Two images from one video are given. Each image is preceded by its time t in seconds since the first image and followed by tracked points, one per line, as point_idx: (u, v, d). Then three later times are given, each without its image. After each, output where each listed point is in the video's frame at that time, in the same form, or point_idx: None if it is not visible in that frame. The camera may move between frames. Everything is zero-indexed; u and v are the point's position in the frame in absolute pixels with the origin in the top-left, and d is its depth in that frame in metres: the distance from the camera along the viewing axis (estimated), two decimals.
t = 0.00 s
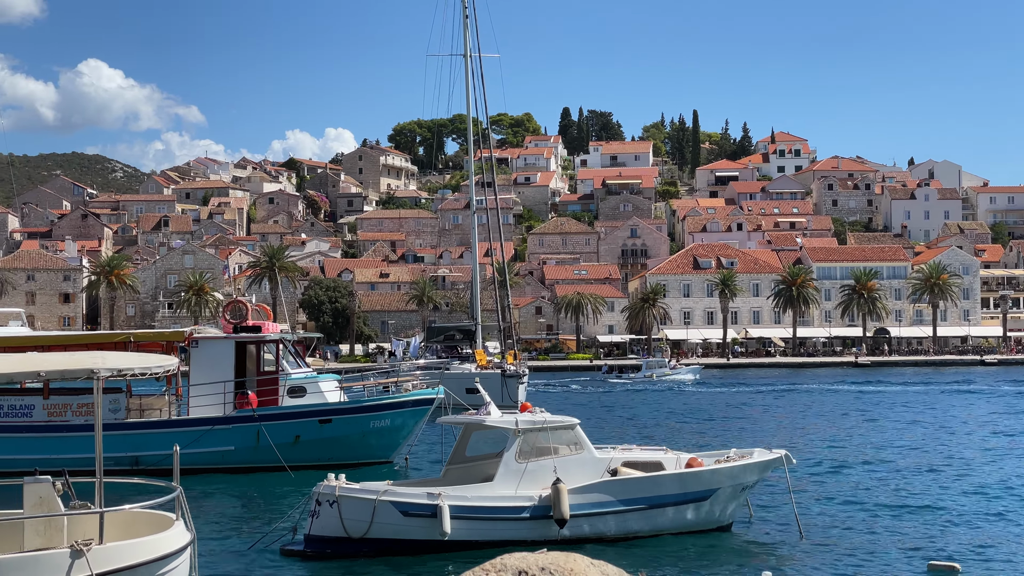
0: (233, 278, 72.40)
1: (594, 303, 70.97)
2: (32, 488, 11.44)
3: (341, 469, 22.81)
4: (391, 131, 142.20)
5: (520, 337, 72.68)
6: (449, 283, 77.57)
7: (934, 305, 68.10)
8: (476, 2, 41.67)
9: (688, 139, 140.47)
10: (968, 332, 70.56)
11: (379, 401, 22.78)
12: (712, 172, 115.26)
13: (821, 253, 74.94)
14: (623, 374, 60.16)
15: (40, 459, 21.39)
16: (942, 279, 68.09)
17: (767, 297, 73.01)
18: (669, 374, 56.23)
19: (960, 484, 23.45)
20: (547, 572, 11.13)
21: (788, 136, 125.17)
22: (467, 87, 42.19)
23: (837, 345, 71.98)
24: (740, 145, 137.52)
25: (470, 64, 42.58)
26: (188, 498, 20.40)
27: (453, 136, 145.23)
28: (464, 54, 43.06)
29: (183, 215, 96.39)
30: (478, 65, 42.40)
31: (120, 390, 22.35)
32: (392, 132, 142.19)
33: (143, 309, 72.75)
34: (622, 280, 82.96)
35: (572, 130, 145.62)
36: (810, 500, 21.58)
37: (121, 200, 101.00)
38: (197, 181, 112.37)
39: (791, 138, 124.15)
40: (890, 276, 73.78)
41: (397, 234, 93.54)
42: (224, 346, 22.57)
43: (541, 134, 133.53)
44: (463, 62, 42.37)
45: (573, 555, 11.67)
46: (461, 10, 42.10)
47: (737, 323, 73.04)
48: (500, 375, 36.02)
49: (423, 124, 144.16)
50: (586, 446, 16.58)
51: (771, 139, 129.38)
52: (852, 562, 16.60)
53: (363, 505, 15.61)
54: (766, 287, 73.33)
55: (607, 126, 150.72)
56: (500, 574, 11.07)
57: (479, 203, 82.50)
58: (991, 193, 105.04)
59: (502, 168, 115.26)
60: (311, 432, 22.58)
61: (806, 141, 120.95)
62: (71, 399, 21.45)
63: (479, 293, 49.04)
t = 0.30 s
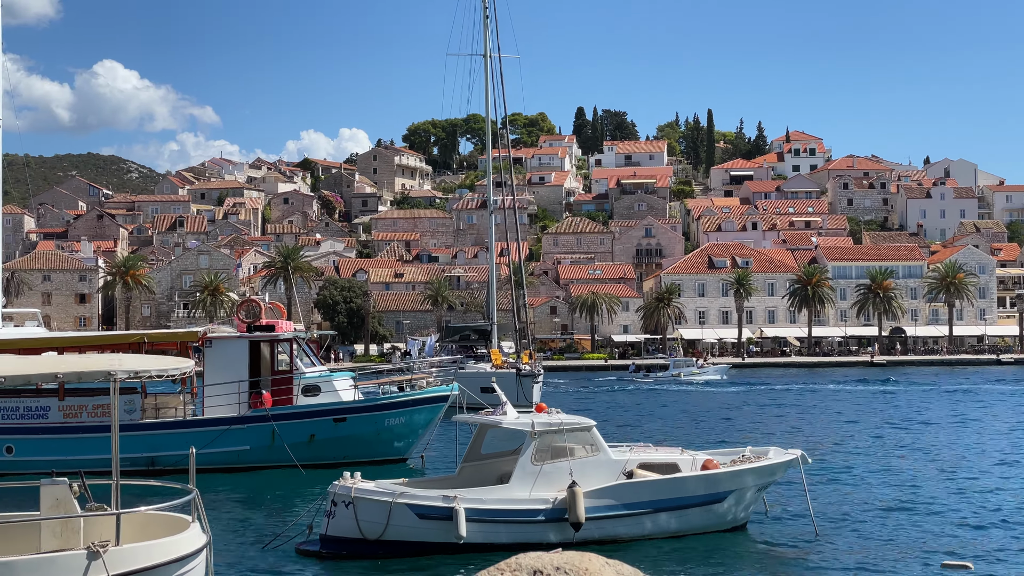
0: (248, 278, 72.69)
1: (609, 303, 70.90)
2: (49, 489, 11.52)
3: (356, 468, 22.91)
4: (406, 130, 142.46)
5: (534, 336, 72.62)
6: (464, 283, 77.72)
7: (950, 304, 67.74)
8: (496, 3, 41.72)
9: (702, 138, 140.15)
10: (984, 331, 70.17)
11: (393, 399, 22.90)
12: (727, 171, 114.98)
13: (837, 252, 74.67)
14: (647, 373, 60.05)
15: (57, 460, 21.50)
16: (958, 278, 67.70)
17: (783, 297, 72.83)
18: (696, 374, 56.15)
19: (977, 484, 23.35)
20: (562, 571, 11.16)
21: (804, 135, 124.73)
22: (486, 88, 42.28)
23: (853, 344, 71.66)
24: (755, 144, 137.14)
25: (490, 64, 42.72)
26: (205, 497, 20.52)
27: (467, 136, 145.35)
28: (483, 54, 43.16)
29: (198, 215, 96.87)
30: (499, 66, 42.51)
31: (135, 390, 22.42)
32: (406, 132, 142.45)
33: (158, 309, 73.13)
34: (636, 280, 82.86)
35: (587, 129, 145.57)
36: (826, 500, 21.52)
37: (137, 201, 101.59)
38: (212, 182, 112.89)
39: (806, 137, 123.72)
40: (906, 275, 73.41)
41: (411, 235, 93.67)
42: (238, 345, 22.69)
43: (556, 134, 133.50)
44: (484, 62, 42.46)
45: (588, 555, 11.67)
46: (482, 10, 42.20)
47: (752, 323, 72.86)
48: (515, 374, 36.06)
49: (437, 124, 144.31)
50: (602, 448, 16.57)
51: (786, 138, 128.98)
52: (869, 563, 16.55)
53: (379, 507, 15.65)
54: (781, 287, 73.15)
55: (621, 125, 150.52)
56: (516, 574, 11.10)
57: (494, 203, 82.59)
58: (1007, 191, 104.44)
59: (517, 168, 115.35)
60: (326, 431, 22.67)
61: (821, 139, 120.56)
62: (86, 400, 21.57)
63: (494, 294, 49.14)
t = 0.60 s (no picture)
0: (263, 278, 73.00)
1: (623, 303, 70.92)
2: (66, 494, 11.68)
3: (370, 468, 23.04)
4: (420, 131, 142.69)
5: (549, 336, 72.65)
6: (478, 283, 77.84)
7: (966, 303, 67.43)
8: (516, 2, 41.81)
9: (717, 137, 139.83)
10: (1000, 330, 69.84)
11: (407, 398, 23.02)
12: (741, 170, 114.76)
13: (851, 251, 74.42)
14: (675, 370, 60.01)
15: (73, 461, 21.66)
16: (974, 277, 67.35)
17: (797, 296, 72.68)
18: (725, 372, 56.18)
19: (993, 483, 23.30)
20: (577, 570, 11.25)
21: (818, 134, 124.38)
22: (506, 88, 42.36)
23: (868, 343, 71.40)
24: (770, 143, 136.81)
25: (510, 63, 42.86)
26: (222, 499, 20.69)
27: (481, 136, 145.49)
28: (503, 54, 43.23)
29: (213, 215, 97.32)
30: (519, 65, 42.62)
31: (150, 391, 22.60)
32: (420, 132, 142.69)
33: (173, 309, 73.50)
34: (651, 280, 82.79)
35: (600, 129, 145.53)
36: (840, 499, 21.54)
37: (151, 201, 102.18)
38: (227, 182, 113.39)
39: (821, 136, 123.33)
40: (922, 274, 73.09)
41: (425, 234, 93.85)
42: (252, 345, 22.87)
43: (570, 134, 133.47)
44: (504, 62, 42.57)
45: (602, 554, 11.74)
46: (503, 10, 42.31)
47: (767, 322, 72.69)
48: (530, 373, 36.16)
49: (451, 124, 144.49)
50: (617, 449, 16.65)
51: (801, 137, 128.62)
52: (883, 561, 16.58)
53: (394, 510, 15.75)
54: (796, 286, 72.99)
55: (635, 125, 150.29)
56: (531, 574, 11.18)
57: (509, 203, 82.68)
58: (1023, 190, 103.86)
59: (531, 168, 115.43)
60: (340, 432, 22.81)
61: (836, 138, 120.20)
62: (101, 402, 21.72)
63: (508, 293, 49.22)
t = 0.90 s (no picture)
0: (277, 278, 73.28)
1: (637, 302, 70.90)
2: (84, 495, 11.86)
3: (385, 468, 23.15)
4: (434, 130, 142.90)
5: (563, 335, 72.70)
6: (492, 282, 77.95)
7: (981, 302, 67.09)
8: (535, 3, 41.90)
9: (731, 136, 139.53)
10: (1016, 330, 69.49)
11: (421, 400, 23.13)
12: (756, 169, 114.49)
13: (866, 250, 74.18)
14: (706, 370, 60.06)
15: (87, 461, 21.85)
16: (989, 276, 67.03)
17: (812, 295, 72.50)
18: (753, 373, 56.25)
19: (1011, 484, 23.18)
20: (592, 570, 11.33)
21: (833, 133, 124.00)
22: (523, 88, 42.44)
23: (883, 343, 71.15)
24: (784, 142, 136.47)
25: (529, 63, 42.96)
26: (238, 499, 20.85)
27: (495, 136, 145.64)
28: (522, 54, 43.29)
29: (227, 215, 97.77)
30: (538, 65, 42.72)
31: (164, 392, 22.75)
32: (434, 132, 142.90)
33: (188, 309, 73.87)
34: (665, 279, 82.69)
35: (614, 128, 145.47)
36: (855, 499, 21.50)
37: (166, 202, 102.73)
38: (241, 182, 113.88)
39: (836, 134, 122.92)
40: (937, 273, 72.78)
41: (439, 234, 94.02)
42: (266, 347, 23.01)
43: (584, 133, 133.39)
44: (523, 62, 42.66)
45: (618, 554, 11.78)
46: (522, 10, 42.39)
47: (781, 321, 72.49)
48: (544, 372, 36.21)
49: (465, 123, 144.63)
50: (631, 449, 16.68)
51: (815, 136, 128.27)
52: (900, 562, 16.54)
53: (408, 510, 15.86)
54: (811, 285, 72.83)
55: (649, 124, 150.00)
56: (546, 573, 11.28)
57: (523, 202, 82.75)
58: None
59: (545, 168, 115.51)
60: (354, 433, 22.94)
61: (851, 137, 119.80)
62: (116, 402, 21.87)
63: (523, 294, 49.35)
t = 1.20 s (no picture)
0: (291, 278, 73.54)
1: (651, 302, 70.89)
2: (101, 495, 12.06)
3: (398, 469, 23.26)
4: (447, 130, 143.12)
5: (577, 335, 72.75)
6: (505, 282, 78.03)
7: (996, 302, 66.75)
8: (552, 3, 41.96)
9: (745, 136, 139.22)
10: None
11: (434, 402, 23.24)
12: (770, 169, 114.26)
13: (880, 249, 73.93)
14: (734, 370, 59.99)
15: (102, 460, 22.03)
16: (1004, 276, 66.67)
17: (826, 295, 72.33)
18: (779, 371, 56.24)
19: None
20: (607, 569, 11.35)
21: (847, 132, 123.60)
22: (541, 87, 42.49)
23: (898, 342, 70.92)
24: (798, 142, 136.08)
25: (546, 63, 43.05)
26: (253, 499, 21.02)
27: (509, 135, 145.71)
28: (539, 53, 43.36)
29: (241, 215, 98.20)
30: (555, 65, 42.81)
31: (178, 392, 22.92)
32: (447, 131, 143.11)
33: (202, 309, 74.22)
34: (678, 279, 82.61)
35: (628, 127, 145.44)
36: (870, 499, 21.44)
37: (180, 201, 103.25)
38: (255, 182, 114.31)
39: (850, 134, 122.54)
40: (952, 273, 72.47)
41: (453, 234, 94.17)
42: (280, 348, 23.17)
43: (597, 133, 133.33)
44: (540, 62, 42.74)
45: (632, 553, 11.82)
46: (540, 10, 42.44)
47: (795, 321, 72.32)
48: (558, 372, 36.29)
49: (478, 123, 144.75)
50: (643, 446, 16.76)
51: (829, 135, 127.89)
52: (916, 562, 16.50)
53: (420, 507, 15.99)
54: (825, 285, 72.66)
55: (663, 124, 149.72)
56: (562, 572, 11.30)
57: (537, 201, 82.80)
58: None
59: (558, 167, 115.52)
60: (367, 434, 23.07)
61: (865, 136, 119.41)
62: (130, 402, 22.01)
63: (536, 294, 49.44)
